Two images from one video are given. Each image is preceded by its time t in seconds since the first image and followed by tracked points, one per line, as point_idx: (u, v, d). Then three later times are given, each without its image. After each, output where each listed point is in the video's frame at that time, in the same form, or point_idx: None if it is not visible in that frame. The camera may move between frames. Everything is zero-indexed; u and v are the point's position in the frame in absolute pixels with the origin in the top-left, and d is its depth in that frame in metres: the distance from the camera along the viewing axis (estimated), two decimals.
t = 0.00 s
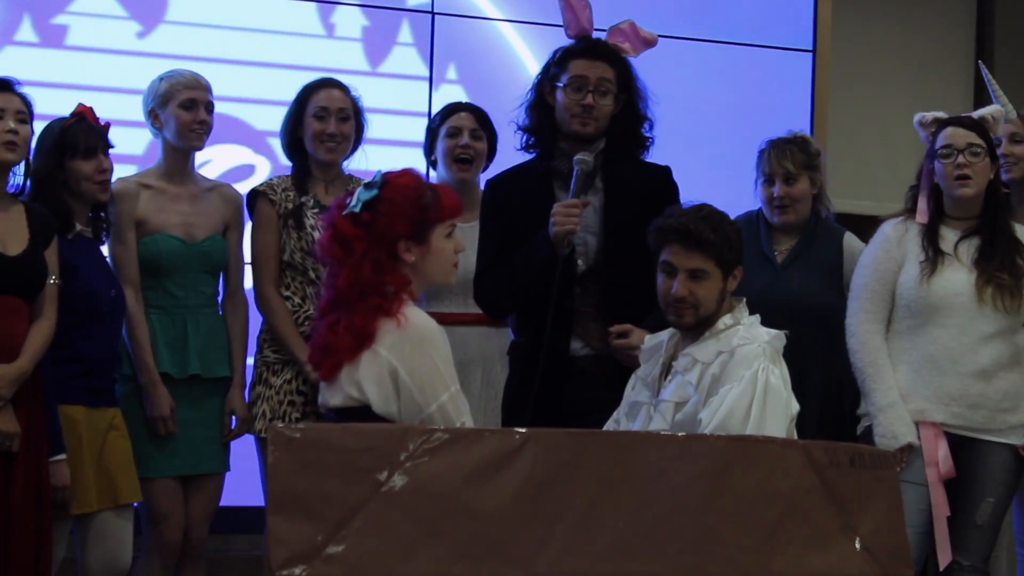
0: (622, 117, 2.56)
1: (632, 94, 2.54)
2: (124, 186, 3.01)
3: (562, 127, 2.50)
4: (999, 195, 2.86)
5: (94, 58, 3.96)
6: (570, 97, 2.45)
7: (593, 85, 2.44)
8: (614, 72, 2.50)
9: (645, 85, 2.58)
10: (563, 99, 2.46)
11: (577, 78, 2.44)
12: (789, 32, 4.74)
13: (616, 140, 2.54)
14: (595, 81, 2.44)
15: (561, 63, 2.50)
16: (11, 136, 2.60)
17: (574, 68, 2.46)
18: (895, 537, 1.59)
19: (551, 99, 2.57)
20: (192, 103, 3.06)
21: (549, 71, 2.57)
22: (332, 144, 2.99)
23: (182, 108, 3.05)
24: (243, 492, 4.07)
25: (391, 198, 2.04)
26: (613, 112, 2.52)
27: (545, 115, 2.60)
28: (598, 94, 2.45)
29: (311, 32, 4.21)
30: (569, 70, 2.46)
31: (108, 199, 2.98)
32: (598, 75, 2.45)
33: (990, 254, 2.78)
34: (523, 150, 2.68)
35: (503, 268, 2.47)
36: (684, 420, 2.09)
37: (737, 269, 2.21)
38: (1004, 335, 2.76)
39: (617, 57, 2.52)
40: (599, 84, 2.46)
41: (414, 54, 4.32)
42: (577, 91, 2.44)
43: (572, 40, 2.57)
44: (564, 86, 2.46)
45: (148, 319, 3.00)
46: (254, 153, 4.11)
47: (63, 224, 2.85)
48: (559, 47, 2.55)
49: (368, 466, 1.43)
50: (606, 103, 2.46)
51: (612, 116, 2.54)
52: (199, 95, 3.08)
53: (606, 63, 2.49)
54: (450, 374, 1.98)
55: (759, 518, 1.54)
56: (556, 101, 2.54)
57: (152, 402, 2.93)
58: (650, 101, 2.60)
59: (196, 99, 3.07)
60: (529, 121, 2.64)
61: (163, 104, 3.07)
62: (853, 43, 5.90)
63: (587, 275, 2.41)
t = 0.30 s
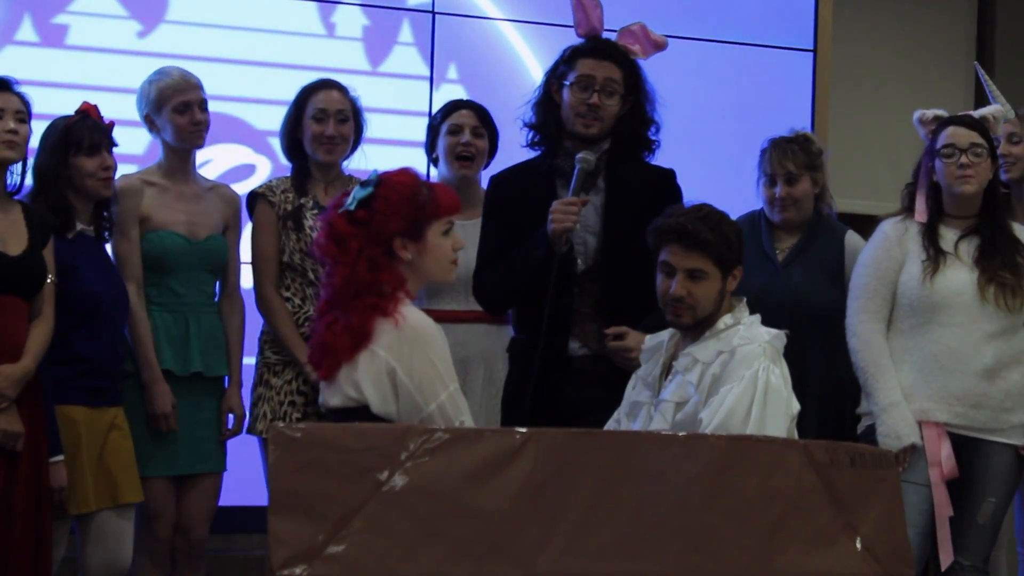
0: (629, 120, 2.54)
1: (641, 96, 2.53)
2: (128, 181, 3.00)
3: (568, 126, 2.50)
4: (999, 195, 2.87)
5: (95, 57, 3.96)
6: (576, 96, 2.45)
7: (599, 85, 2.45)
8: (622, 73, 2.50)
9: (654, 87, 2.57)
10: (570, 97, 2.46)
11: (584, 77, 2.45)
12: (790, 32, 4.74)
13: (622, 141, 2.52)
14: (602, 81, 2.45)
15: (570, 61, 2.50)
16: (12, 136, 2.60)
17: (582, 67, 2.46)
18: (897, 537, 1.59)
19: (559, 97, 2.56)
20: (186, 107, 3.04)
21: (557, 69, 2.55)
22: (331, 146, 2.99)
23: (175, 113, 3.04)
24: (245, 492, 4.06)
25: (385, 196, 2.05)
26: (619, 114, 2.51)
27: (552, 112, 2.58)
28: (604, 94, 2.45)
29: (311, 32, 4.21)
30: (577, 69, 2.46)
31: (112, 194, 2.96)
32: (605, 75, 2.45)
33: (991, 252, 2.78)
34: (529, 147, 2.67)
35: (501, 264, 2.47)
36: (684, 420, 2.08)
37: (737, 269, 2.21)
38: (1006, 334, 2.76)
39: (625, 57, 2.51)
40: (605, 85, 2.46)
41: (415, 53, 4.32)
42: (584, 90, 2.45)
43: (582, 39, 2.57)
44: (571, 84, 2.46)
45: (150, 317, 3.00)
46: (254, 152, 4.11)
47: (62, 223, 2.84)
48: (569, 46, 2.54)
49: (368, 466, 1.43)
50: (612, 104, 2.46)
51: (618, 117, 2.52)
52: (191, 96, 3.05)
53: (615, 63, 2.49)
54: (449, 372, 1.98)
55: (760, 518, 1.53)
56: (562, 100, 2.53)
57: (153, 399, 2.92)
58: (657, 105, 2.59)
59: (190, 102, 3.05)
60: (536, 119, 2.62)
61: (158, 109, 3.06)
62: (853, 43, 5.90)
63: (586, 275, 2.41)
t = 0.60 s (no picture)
0: (638, 121, 2.55)
1: (648, 98, 2.54)
2: (138, 181, 3.00)
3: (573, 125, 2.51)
4: (995, 197, 2.86)
5: (96, 58, 3.97)
6: (580, 95, 2.46)
7: (603, 86, 2.45)
8: (629, 73, 2.49)
9: (662, 89, 2.58)
10: (575, 97, 2.47)
11: (589, 78, 2.45)
12: (790, 32, 4.74)
13: (626, 141, 2.54)
14: (606, 82, 2.45)
15: (579, 60, 2.50)
16: (17, 136, 2.62)
17: (588, 67, 2.46)
18: (896, 536, 1.60)
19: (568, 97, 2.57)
20: (183, 118, 3.05)
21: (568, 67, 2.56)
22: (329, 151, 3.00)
23: (174, 125, 3.05)
24: (245, 492, 4.07)
25: (385, 193, 2.07)
26: (625, 115, 2.52)
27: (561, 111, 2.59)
28: (608, 96, 2.45)
29: (312, 33, 4.21)
30: (583, 69, 2.47)
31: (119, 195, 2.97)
32: (610, 75, 2.45)
33: (985, 249, 2.79)
34: (538, 144, 2.68)
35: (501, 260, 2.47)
36: (685, 420, 2.09)
37: (737, 270, 2.22)
38: (1001, 331, 2.77)
39: (633, 58, 2.51)
40: (609, 86, 2.46)
41: (415, 54, 4.33)
42: (587, 92, 2.45)
43: (592, 40, 2.57)
44: (576, 83, 2.47)
45: (156, 315, 2.99)
46: (255, 153, 4.13)
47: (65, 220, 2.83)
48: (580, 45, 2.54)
49: (370, 466, 1.44)
50: (616, 105, 2.46)
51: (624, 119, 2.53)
52: (187, 106, 3.05)
53: (620, 64, 2.49)
54: (448, 374, 1.98)
55: (760, 517, 1.54)
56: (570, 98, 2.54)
57: (157, 398, 2.92)
58: (666, 107, 2.61)
59: (187, 112, 3.05)
60: (546, 116, 2.63)
61: (157, 120, 3.06)
62: (853, 42, 5.90)
63: (585, 275, 2.42)
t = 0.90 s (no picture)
0: (645, 124, 2.55)
1: (654, 101, 2.55)
2: (147, 180, 2.98)
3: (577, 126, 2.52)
4: (991, 196, 2.86)
5: (98, 59, 3.97)
6: (584, 96, 2.47)
7: (606, 88, 2.46)
8: (633, 76, 2.50)
9: (672, 93, 2.59)
10: (578, 98, 2.48)
11: (592, 79, 2.46)
12: (791, 33, 4.74)
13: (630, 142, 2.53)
14: (610, 84, 2.46)
15: (587, 61, 2.52)
16: (18, 139, 2.63)
17: (593, 68, 2.48)
18: (895, 536, 1.61)
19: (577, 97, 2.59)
20: (192, 115, 3.06)
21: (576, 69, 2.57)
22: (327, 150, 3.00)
23: (182, 123, 3.05)
24: (246, 492, 4.07)
25: (387, 192, 2.08)
26: (631, 117, 2.52)
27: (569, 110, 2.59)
28: (611, 97, 2.45)
29: (313, 33, 4.21)
30: (589, 70, 2.48)
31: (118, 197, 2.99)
32: (614, 78, 2.46)
33: (979, 252, 2.79)
34: (546, 143, 2.67)
35: (501, 259, 2.48)
36: (686, 420, 2.09)
37: (738, 271, 2.23)
38: (994, 332, 2.77)
39: (639, 61, 2.52)
40: (613, 88, 2.46)
41: (416, 55, 4.33)
42: (591, 93, 2.46)
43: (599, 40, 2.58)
44: (581, 85, 2.48)
45: (169, 317, 3.00)
46: (257, 154, 4.14)
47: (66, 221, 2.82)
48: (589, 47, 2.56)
49: (371, 466, 1.45)
50: (619, 107, 2.46)
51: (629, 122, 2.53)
52: (196, 104, 3.06)
53: (627, 67, 2.50)
54: (450, 374, 1.98)
55: (760, 517, 1.54)
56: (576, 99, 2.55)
57: (174, 400, 2.93)
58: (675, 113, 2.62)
59: (196, 110, 3.06)
60: (556, 115, 2.63)
61: (165, 119, 3.07)
62: (853, 43, 5.91)
63: (581, 275, 2.43)
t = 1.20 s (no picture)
0: (642, 124, 2.54)
1: (651, 101, 2.54)
2: (143, 180, 2.94)
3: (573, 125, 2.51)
4: (983, 192, 2.87)
5: (97, 59, 3.97)
6: (580, 96, 2.46)
7: (603, 87, 2.45)
8: (631, 75, 2.49)
9: (670, 93, 2.59)
10: (575, 98, 2.48)
11: (589, 79, 2.46)
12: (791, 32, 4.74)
13: (628, 142, 2.52)
14: (606, 84, 2.45)
15: (584, 60, 2.52)
16: (19, 140, 2.62)
17: (590, 68, 2.47)
18: (895, 536, 1.61)
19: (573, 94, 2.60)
20: (192, 110, 3.06)
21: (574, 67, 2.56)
22: (322, 151, 3.00)
23: (183, 118, 3.06)
24: (244, 492, 4.07)
25: (384, 191, 2.09)
26: (629, 117, 2.52)
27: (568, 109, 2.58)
28: (607, 97, 2.45)
29: (312, 33, 4.21)
30: (586, 70, 2.48)
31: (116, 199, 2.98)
32: (610, 78, 2.45)
33: (970, 249, 2.78)
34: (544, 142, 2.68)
35: (494, 265, 2.49)
36: (684, 419, 2.09)
37: (737, 271, 2.22)
38: (980, 331, 2.76)
39: (636, 60, 2.51)
40: (609, 88, 2.46)
41: (415, 54, 4.33)
42: (587, 92, 2.46)
43: (598, 39, 2.59)
44: (578, 84, 2.48)
45: (168, 316, 3.00)
46: (255, 153, 4.14)
47: (65, 223, 2.83)
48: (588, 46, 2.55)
49: (370, 466, 1.44)
50: (616, 107, 2.45)
51: (626, 123, 2.53)
52: (197, 99, 3.07)
53: (623, 66, 2.49)
54: (446, 375, 1.97)
55: (760, 517, 1.54)
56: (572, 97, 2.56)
57: (176, 400, 2.93)
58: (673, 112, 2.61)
59: (197, 105, 3.07)
60: (553, 113, 2.64)
61: (165, 114, 3.07)
62: (852, 43, 5.91)
63: (575, 276, 2.42)
